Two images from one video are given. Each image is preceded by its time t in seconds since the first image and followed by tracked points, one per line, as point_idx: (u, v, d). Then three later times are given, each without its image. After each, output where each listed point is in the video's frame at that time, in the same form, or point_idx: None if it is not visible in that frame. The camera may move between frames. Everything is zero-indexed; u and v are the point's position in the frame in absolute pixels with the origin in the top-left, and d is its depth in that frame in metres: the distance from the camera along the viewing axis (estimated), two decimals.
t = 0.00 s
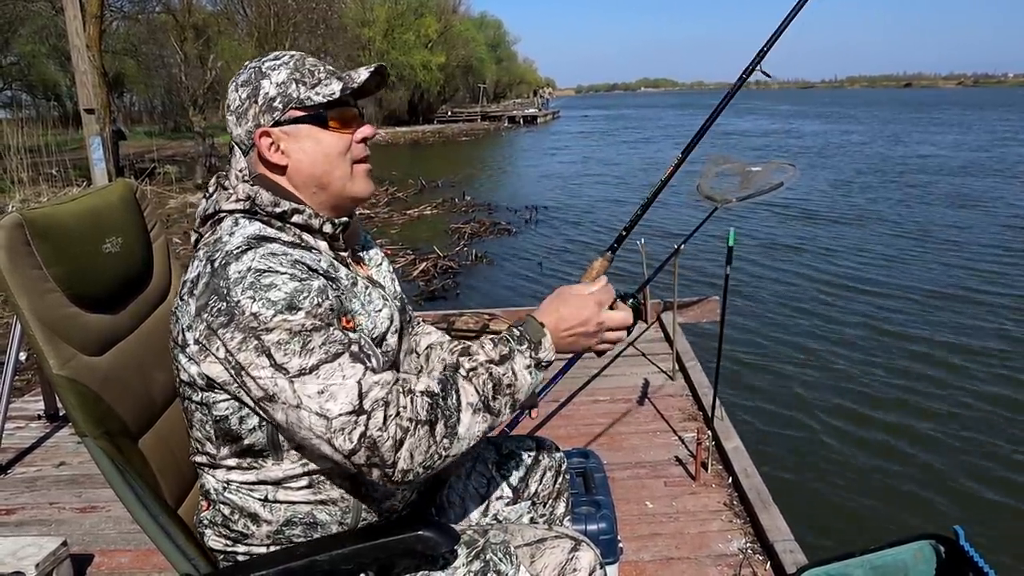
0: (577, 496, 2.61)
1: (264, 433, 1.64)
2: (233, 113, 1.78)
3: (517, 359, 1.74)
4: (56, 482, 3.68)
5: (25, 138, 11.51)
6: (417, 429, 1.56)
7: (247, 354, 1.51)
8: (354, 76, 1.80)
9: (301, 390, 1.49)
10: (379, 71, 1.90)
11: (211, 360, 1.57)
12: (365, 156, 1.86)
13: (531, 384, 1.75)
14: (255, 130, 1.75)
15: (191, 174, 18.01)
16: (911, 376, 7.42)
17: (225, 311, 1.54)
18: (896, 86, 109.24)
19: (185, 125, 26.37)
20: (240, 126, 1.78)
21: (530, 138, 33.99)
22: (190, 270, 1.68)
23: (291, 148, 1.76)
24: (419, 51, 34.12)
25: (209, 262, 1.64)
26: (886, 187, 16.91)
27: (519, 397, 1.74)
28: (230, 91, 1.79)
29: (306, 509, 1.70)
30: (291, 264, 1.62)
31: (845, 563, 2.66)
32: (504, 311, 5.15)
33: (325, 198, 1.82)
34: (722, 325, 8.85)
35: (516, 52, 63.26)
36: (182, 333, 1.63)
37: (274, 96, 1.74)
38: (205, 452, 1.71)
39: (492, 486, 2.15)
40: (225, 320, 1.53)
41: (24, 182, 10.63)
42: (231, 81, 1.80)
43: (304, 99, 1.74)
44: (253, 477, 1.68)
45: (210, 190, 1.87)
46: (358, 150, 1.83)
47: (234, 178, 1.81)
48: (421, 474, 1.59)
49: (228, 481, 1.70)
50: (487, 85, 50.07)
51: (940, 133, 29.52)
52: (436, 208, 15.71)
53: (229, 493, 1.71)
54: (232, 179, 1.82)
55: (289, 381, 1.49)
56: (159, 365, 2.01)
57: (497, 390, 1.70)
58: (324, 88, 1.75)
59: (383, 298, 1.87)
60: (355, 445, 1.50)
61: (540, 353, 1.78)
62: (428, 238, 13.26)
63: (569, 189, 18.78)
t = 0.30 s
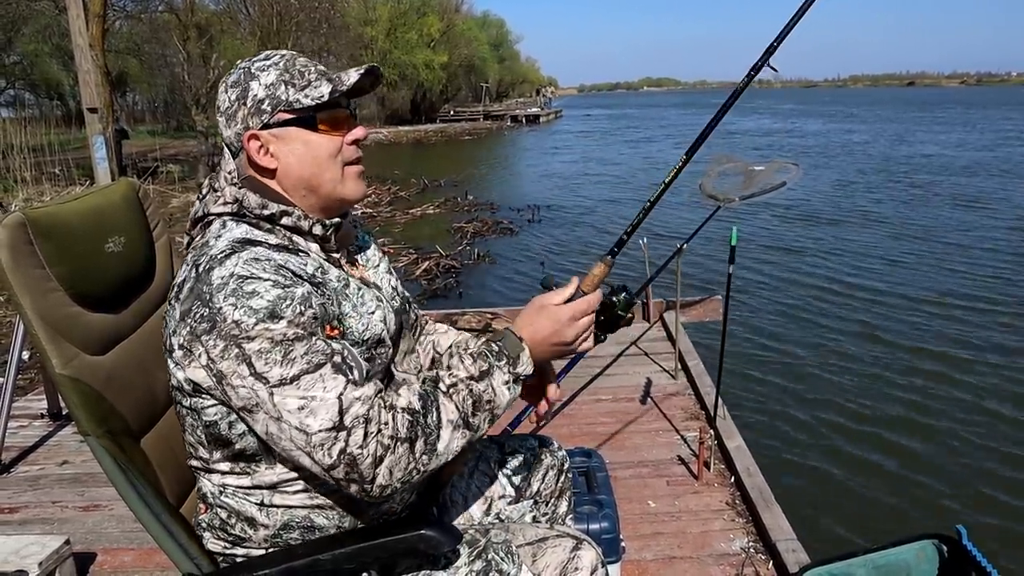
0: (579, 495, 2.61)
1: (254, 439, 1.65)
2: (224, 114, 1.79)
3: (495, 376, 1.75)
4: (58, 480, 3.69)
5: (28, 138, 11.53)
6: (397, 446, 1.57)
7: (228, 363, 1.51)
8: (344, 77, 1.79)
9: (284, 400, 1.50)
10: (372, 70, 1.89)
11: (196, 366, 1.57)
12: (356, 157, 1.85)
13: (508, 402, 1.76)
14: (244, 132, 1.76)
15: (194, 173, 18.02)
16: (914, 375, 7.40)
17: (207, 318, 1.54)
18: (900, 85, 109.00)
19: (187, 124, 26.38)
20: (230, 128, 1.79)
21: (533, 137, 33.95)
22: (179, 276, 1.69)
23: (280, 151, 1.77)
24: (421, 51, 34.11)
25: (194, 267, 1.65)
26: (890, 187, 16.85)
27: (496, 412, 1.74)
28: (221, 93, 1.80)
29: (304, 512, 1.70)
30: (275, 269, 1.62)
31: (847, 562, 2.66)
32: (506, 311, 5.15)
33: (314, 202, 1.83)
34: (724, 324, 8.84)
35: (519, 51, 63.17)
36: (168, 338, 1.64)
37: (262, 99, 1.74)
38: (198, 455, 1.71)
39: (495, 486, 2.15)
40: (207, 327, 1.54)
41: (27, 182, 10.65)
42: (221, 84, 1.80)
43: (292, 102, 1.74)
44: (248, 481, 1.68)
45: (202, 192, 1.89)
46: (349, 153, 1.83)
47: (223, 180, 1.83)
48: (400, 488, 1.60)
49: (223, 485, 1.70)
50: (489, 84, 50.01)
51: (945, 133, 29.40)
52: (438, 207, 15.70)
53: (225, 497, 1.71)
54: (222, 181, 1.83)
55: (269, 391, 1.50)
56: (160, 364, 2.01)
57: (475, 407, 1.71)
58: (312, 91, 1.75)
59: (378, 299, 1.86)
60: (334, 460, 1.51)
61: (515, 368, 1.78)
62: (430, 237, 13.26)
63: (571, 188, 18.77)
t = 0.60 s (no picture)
0: (579, 494, 2.61)
1: (250, 442, 1.65)
2: (222, 113, 1.79)
3: (505, 394, 1.77)
4: (58, 479, 3.69)
5: (27, 137, 11.54)
6: (394, 455, 1.57)
7: (222, 367, 1.52)
8: (342, 77, 1.79)
9: (278, 404, 1.50)
10: (372, 70, 1.88)
11: (190, 368, 1.58)
12: (356, 157, 1.86)
13: (515, 410, 1.78)
14: (242, 133, 1.76)
15: (193, 173, 18.01)
16: (914, 375, 7.40)
17: (202, 321, 1.55)
18: (900, 84, 108.90)
19: (187, 123, 26.35)
20: (229, 128, 1.80)
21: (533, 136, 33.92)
22: (176, 276, 1.69)
23: (277, 152, 1.77)
24: (421, 50, 34.08)
25: (191, 269, 1.65)
26: (890, 186, 16.84)
27: (498, 425, 1.76)
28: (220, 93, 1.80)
29: (302, 513, 1.70)
30: (270, 273, 1.62)
31: (846, 561, 2.66)
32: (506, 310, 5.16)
33: (311, 201, 1.83)
34: (724, 324, 8.85)
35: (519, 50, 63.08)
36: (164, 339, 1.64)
37: (259, 99, 1.74)
38: (195, 456, 1.71)
39: (496, 485, 2.15)
40: (202, 330, 1.54)
41: (27, 181, 10.65)
42: (219, 82, 1.80)
43: (289, 102, 1.74)
44: (246, 483, 1.68)
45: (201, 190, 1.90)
46: (348, 152, 1.83)
47: (222, 180, 1.83)
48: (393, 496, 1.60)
49: (221, 486, 1.70)
50: (489, 83, 49.97)
51: (945, 132, 29.36)
52: (438, 206, 15.70)
53: (224, 498, 1.71)
54: (220, 181, 1.83)
55: (262, 396, 1.50)
56: (160, 364, 2.00)
57: (479, 422, 1.73)
58: (309, 91, 1.75)
59: (377, 301, 1.86)
60: (329, 467, 1.51)
61: (523, 387, 1.79)
62: (430, 237, 13.27)
63: (571, 188, 18.76)
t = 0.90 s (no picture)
0: (578, 496, 2.61)
1: (249, 441, 1.65)
2: (225, 114, 1.80)
3: (504, 400, 1.74)
4: (57, 480, 3.68)
5: (26, 138, 11.56)
6: (390, 457, 1.55)
7: (220, 364, 1.52)
8: (340, 76, 1.77)
9: (275, 401, 1.49)
10: (372, 68, 1.87)
11: (189, 366, 1.58)
12: (357, 157, 1.85)
13: (511, 412, 1.76)
14: (243, 133, 1.77)
15: (192, 173, 18.01)
16: (913, 376, 7.40)
17: (202, 318, 1.55)
18: (899, 86, 109.00)
19: (186, 124, 26.36)
20: (231, 127, 1.80)
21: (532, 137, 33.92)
22: (177, 275, 1.70)
23: (278, 153, 1.77)
24: (420, 51, 34.07)
25: (191, 267, 1.66)
26: (889, 188, 16.85)
27: (497, 431, 1.74)
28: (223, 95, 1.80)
29: (301, 513, 1.71)
30: (270, 272, 1.62)
31: (846, 562, 2.66)
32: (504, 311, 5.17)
33: (312, 200, 1.83)
34: (723, 325, 8.85)
35: (518, 51, 63.04)
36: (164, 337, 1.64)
37: (260, 99, 1.74)
38: (194, 454, 1.71)
39: (495, 486, 2.15)
40: (202, 328, 1.54)
41: (26, 182, 10.64)
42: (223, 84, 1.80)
43: (289, 102, 1.73)
44: (245, 482, 1.68)
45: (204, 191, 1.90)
46: (349, 151, 1.82)
47: (226, 178, 1.82)
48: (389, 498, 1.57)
49: (220, 485, 1.70)
50: (488, 84, 49.95)
51: (944, 134, 29.38)
52: (437, 207, 15.70)
53: (222, 497, 1.71)
54: (224, 179, 1.83)
55: (259, 394, 1.49)
56: (160, 367, 2.00)
57: (476, 424, 1.69)
58: (308, 91, 1.74)
59: (378, 301, 1.86)
60: (324, 466, 1.49)
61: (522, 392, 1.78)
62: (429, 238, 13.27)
63: (570, 189, 18.77)
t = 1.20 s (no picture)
0: (580, 497, 2.61)
1: (248, 441, 1.65)
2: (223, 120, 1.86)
3: (496, 397, 1.75)
4: (59, 481, 3.69)
5: (29, 139, 11.60)
6: (385, 455, 1.54)
7: (216, 366, 1.51)
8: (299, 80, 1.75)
9: (269, 402, 1.48)
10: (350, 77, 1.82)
11: (187, 366, 1.58)
12: (330, 166, 1.83)
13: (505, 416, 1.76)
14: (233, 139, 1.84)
15: (194, 175, 18.02)
16: (916, 378, 7.39)
17: (197, 319, 1.55)
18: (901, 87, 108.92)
19: (188, 125, 26.41)
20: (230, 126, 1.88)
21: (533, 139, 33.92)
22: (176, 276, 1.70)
23: (255, 156, 1.83)
24: (422, 52, 34.04)
25: (189, 269, 1.66)
26: (892, 190, 16.83)
27: (494, 431, 1.74)
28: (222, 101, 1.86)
29: (302, 511, 1.71)
30: (266, 273, 1.62)
31: (847, 564, 2.65)
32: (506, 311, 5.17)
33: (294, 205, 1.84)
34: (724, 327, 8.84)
35: (519, 52, 63.03)
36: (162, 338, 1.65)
37: (239, 104, 1.80)
38: (195, 455, 1.72)
39: (497, 486, 2.15)
40: (198, 329, 1.54)
41: (28, 183, 10.66)
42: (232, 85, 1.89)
43: (254, 108, 1.76)
44: (246, 481, 1.69)
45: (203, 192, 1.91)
46: (317, 159, 1.81)
47: (224, 182, 1.84)
48: (385, 497, 1.57)
49: (221, 484, 1.70)
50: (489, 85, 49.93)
51: (947, 135, 29.31)
52: (439, 209, 15.70)
53: (223, 496, 1.71)
54: (222, 183, 1.84)
55: (254, 396, 1.49)
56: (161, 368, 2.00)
57: (469, 424, 1.69)
58: (268, 98, 1.74)
59: (376, 300, 1.86)
60: (320, 466, 1.49)
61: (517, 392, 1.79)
62: (431, 239, 13.27)
63: (572, 190, 18.76)
